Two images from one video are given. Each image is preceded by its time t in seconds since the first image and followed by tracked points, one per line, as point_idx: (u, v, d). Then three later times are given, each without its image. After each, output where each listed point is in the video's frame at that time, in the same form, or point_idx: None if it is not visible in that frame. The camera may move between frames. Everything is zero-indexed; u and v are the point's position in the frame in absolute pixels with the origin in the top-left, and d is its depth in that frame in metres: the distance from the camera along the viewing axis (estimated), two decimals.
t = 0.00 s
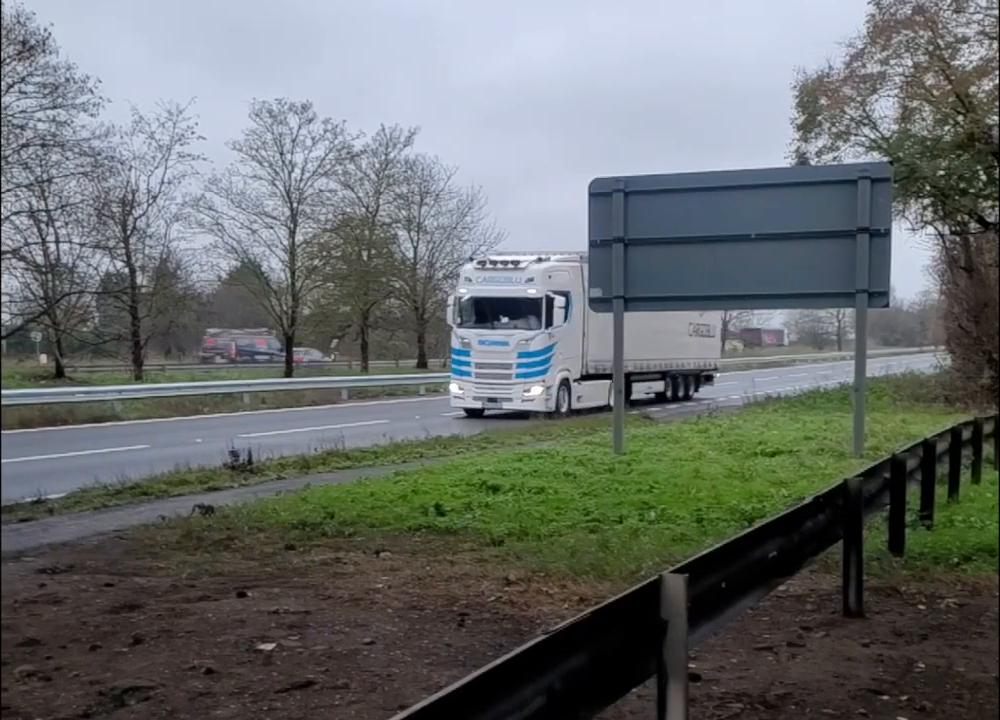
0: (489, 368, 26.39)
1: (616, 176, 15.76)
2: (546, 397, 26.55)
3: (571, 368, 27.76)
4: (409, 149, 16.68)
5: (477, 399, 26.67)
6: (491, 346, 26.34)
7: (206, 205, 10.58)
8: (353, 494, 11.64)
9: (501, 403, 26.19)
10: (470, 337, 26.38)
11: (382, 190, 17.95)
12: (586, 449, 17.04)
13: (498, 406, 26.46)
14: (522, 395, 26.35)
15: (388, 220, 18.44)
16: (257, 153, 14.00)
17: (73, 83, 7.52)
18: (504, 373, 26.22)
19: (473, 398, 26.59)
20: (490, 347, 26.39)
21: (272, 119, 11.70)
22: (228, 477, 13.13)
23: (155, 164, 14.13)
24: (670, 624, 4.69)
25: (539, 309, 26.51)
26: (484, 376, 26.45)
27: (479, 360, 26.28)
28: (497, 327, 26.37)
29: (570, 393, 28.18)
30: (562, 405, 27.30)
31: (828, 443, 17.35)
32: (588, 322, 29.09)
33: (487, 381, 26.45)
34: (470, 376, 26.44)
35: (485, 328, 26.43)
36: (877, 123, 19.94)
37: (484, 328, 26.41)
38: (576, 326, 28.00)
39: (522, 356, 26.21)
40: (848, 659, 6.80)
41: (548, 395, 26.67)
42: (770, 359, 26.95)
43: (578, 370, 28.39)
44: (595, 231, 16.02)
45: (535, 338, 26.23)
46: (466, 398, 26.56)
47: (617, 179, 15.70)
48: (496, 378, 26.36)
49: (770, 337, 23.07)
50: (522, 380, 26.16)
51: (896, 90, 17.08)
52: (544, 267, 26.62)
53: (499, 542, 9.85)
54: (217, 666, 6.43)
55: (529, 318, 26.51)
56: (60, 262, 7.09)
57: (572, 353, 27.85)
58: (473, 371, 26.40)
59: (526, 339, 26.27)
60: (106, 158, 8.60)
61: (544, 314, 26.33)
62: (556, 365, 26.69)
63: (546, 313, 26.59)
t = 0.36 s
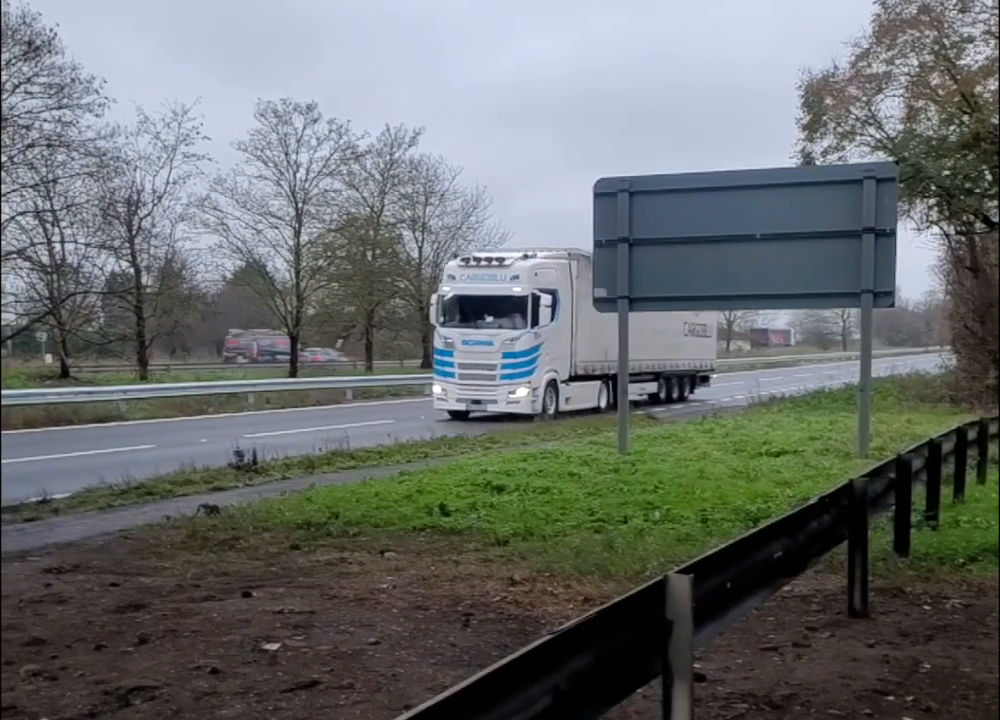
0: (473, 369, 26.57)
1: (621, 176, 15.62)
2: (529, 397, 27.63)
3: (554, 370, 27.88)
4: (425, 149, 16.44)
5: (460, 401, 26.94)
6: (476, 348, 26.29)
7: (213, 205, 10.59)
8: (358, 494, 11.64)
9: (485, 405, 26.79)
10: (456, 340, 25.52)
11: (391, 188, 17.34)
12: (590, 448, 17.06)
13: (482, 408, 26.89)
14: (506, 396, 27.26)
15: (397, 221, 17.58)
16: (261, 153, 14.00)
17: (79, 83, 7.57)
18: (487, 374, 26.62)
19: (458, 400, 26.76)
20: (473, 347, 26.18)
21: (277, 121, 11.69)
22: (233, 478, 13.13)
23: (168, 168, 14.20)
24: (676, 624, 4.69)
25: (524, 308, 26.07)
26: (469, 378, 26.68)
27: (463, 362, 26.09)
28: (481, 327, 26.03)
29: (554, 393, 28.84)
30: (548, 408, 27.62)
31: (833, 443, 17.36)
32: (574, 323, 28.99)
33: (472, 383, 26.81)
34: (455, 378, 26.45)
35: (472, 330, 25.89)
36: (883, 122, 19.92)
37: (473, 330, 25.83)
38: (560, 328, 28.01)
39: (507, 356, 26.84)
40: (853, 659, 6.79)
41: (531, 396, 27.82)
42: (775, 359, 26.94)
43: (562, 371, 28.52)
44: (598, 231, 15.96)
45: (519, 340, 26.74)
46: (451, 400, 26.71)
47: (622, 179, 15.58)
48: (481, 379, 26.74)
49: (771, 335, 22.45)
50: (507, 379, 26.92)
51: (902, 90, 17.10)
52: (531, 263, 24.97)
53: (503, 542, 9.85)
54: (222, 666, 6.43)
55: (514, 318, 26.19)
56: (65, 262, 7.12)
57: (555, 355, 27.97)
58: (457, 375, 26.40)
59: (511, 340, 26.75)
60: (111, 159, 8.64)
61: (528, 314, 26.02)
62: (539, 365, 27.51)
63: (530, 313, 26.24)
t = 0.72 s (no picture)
0: (455, 370, 24.14)
1: (626, 176, 15.67)
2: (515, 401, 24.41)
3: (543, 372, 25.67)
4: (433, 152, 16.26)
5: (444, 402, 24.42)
6: (458, 347, 24.04)
7: (219, 205, 10.66)
8: (363, 494, 11.65)
9: (469, 407, 24.08)
10: (437, 337, 23.80)
11: (396, 189, 17.36)
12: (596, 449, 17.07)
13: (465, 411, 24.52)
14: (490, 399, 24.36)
15: (402, 220, 17.95)
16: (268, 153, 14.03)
17: (85, 82, 7.61)
18: (471, 375, 24.07)
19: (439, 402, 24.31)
20: (457, 347, 24.12)
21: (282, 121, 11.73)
22: (238, 477, 13.11)
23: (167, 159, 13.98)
24: (682, 624, 4.69)
25: (509, 305, 24.50)
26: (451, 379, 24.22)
27: (446, 362, 23.78)
28: (466, 326, 24.22)
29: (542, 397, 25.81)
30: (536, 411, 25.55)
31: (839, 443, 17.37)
32: (564, 321, 26.95)
33: (454, 384, 24.29)
34: (436, 379, 24.11)
35: (454, 327, 24.08)
36: (888, 122, 19.92)
37: (455, 327, 24.07)
38: (549, 327, 25.87)
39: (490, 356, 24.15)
40: (859, 661, 6.78)
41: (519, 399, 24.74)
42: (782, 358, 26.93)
43: (551, 373, 26.45)
44: (603, 231, 15.94)
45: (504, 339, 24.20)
46: (433, 401, 24.26)
47: (627, 179, 15.66)
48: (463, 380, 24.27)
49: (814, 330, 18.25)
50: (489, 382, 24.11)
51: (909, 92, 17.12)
52: (514, 262, 24.26)
53: (508, 542, 9.85)
54: (228, 665, 6.44)
55: (499, 317, 24.45)
56: (71, 262, 7.13)
57: (544, 355, 25.71)
58: (438, 375, 24.06)
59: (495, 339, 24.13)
60: (117, 159, 8.70)
61: (513, 312, 24.38)
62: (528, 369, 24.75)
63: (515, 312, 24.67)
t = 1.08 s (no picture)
0: (439, 371, 22.82)
1: (637, 176, 15.70)
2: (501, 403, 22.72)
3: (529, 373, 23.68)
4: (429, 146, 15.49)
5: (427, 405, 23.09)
6: (441, 348, 22.64)
7: (226, 204, 10.66)
8: (371, 494, 11.64)
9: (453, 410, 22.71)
10: (420, 336, 22.79)
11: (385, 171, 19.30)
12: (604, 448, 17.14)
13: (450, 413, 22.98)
14: (476, 401, 22.74)
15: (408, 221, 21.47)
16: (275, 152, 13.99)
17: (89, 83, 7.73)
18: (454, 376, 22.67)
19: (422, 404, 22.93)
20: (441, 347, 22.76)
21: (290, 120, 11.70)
22: (246, 477, 13.09)
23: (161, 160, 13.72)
24: (690, 625, 4.69)
25: (495, 305, 22.71)
26: (434, 381, 22.91)
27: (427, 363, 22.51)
28: (450, 326, 22.82)
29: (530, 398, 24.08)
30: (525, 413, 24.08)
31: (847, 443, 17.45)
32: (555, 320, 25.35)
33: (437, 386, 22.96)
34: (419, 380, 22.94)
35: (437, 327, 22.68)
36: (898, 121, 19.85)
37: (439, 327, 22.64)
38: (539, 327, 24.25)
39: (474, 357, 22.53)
40: (867, 662, 6.77)
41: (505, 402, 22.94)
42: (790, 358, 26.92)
43: (539, 374, 24.47)
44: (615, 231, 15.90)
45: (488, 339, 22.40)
46: (416, 404, 22.81)
47: (637, 179, 15.68)
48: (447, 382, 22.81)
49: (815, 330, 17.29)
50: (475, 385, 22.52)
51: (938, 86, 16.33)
52: (501, 259, 22.78)
53: (515, 542, 9.85)
54: (235, 664, 6.45)
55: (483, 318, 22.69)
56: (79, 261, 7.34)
57: (527, 356, 23.74)
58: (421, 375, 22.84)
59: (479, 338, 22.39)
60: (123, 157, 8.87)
61: (498, 311, 22.58)
62: (513, 369, 23.02)
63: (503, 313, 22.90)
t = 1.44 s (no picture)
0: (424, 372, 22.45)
1: (647, 176, 15.69)
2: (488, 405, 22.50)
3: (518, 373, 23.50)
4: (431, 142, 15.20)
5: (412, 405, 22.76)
6: (426, 348, 22.29)
7: (237, 204, 10.65)
8: (380, 494, 11.64)
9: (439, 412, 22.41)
10: (404, 336, 22.29)
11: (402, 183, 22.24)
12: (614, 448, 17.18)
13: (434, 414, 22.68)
14: (462, 403, 22.35)
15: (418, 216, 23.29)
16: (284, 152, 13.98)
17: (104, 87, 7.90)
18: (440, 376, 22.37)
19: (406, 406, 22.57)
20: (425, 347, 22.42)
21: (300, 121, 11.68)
22: (256, 477, 13.10)
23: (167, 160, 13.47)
24: (701, 626, 4.68)
25: (482, 302, 22.63)
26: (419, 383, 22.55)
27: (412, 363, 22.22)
28: (434, 325, 22.54)
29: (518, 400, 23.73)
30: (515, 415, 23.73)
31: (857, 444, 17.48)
32: (545, 319, 25.15)
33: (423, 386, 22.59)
34: (403, 380, 22.52)
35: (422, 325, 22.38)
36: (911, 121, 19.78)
37: (422, 327, 22.33)
38: (528, 326, 24.05)
39: (460, 358, 22.27)
40: (878, 664, 6.75)
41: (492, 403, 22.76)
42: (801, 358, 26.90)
43: (530, 375, 24.28)
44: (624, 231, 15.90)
45: (476, 339, 22.32)
46: (400, 406, 22.41)
47: (648, 179, 15.67)
48: (433, 383, 22.45)
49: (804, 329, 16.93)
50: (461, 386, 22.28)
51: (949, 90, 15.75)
52: (488, 255, 22.33)
53: (525, 542, 9.86)
54: (246, 664, 6.45)
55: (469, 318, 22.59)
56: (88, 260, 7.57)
57: (516, 355, 23.63)
58: (406, 376, 22.43)
59: (465, 339, 22.31)
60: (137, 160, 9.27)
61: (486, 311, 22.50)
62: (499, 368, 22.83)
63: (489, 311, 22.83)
